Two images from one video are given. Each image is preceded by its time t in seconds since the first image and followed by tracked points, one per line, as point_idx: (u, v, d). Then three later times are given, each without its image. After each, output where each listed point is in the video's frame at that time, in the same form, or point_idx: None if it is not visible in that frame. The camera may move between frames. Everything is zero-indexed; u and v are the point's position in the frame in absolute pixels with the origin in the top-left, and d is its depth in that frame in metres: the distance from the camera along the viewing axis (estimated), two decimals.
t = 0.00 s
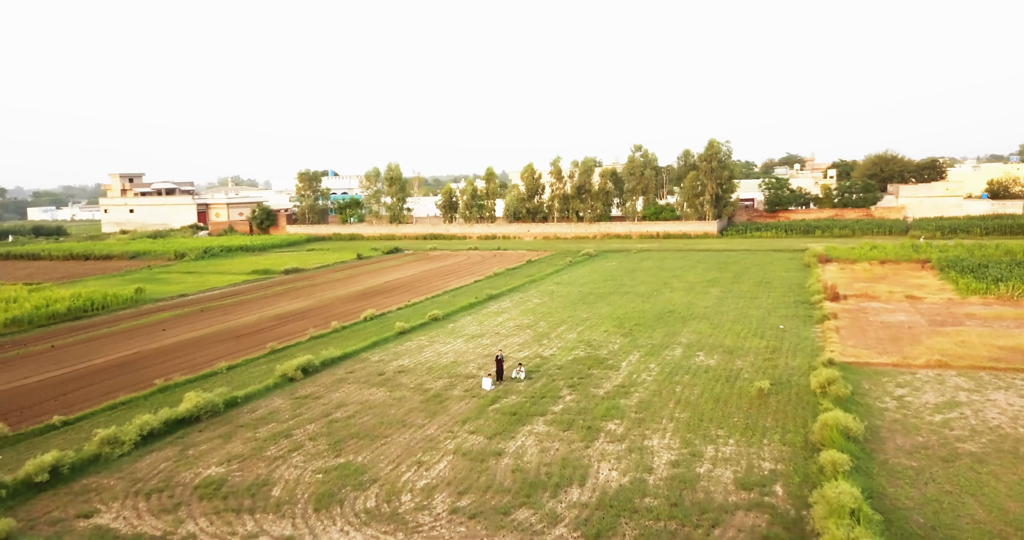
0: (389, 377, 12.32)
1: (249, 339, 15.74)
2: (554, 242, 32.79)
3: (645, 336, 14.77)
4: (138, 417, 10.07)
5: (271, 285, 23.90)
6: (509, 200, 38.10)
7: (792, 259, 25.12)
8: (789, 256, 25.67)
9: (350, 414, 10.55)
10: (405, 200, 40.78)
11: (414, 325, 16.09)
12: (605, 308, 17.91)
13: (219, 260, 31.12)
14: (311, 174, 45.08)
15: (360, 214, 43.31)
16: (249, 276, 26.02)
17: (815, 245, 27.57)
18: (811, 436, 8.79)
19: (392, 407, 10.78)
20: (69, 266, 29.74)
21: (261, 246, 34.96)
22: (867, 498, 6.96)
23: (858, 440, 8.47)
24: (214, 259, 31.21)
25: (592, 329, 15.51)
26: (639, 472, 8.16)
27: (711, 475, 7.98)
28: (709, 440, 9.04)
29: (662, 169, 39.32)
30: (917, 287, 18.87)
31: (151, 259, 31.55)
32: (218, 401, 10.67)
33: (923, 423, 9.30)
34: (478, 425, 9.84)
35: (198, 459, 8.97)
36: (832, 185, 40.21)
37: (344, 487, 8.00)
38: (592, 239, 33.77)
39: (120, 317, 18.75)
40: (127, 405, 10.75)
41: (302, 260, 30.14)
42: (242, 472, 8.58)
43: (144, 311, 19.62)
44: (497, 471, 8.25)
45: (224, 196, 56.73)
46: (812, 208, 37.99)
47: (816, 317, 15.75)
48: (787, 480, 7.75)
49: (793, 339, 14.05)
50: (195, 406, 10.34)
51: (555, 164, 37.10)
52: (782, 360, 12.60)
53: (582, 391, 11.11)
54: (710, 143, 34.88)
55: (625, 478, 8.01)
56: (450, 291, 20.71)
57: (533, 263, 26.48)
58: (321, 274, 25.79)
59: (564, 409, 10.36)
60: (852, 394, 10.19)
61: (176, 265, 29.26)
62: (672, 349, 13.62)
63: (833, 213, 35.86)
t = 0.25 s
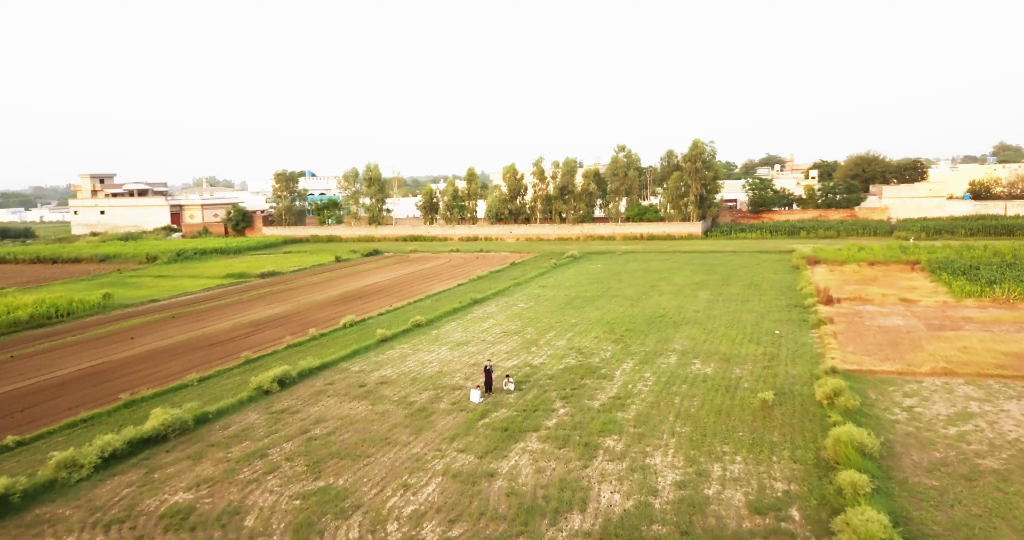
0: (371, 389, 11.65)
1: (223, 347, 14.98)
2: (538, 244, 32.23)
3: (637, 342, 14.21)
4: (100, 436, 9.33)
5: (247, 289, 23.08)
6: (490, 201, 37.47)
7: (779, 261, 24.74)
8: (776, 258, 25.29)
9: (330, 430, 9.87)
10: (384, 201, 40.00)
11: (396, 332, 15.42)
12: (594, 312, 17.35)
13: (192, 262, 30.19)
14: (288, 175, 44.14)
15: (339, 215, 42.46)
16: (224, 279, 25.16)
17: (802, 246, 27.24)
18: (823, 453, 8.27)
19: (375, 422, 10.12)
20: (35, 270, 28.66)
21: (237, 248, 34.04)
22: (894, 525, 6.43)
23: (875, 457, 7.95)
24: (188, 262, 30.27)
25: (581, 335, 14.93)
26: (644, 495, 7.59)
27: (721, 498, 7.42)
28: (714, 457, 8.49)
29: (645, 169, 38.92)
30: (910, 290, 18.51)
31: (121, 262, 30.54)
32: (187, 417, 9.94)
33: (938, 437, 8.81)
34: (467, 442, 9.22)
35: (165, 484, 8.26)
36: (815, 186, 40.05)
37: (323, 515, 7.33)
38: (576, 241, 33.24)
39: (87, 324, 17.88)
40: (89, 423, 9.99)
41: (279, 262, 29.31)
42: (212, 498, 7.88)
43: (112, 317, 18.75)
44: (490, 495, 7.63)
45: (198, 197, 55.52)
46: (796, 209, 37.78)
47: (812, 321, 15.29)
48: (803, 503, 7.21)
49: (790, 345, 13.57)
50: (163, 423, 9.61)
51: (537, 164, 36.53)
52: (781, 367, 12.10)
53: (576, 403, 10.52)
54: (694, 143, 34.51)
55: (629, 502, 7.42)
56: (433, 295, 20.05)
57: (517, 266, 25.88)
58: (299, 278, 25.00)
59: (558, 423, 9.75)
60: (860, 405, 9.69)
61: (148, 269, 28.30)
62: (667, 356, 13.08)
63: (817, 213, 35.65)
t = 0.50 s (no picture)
0: (352, 402, 10.97)
1: (194, 357, 14.20)
2: (521, 246, 31.63)
3: (630, 349, 13.65)
4: (57, 459, 8.57)
5: (221, 293, 22.24)
6: (472, 202, 36.81)
7: (768, 263, 24.33)
8: (765, 260, 24.89)
9: (308, 449, 9.18)
10: (364, 202, 39.20)
11: (378, 340, 14.73)
12: (583, 317, 16.78)
13: (165, 266, 29.23)
14: (265, 175, 43.17)
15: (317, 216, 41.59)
16: (197, 283, 24.28)
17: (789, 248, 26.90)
18: (840, 472, 7.73)
19: (357, 440, 9.45)
20: None
21: (211, 250, 33.09)
22: None
23: (897, 477, 7.42)
24: (160, 266, 29.31)
25: (572, 342, 14.34)
26: (651, 521, 7.00)
27: (736, 525, 6.85)
28: (724, 476, 7.93)
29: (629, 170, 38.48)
30: (904, 293, 18.13)
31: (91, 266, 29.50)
32: (154, 436, 9.20)
33: (957, 452, 8.31)
34: (457, 462, 8.58)
35: (127, 513, 7.54)
36: (799, 187, 39.86)
37: None
38: (560, 242, 32.69)
39: (51, 332, 16.99)
40: (46, 443, 9.23)
41: (254, 266, 28.44)
42: (178, 529, 7.18)
43: (78, 324, 17.87)
44: (485, 524, 7.00)
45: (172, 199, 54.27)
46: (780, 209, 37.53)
47: (809, 326, 14.83)
48: (825, 529, 6.67)
49: (790, 352, 13.07)
50: (127, 444, 8.87)
51: (520, 164, 35.93)
52: (783, 376, 11.58)
53: (571, 417, 9.92)
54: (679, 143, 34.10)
55: (636, 530, 6.83)
56: (416, 299, 19.36)
57: (501, 268, 25.26)
58: (275, 282, 24.19)
59: (553, 440, 9.14)
60: (871, 418, 9.19)
61: (118, 272, 27.32)
62: (662, 365, 12.53)
63: (802, 214, 35.41)
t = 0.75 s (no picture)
0: (333, 417, 10.29)
1: (165, 367, 13.44)
2: (504, 248, 31.02)
3: (624, 357, 13.08)
4: (10, 485, 7.82)
5: (195, 298, 21.39)
6: (454, 203, 36.16)
7: (757, 265, 23.93)
8: (753, 262, 24.49)
9: (286, 471, 8.50)
10: (343, 204, 38.36)
11: (359, 348, 14.04)
12: (572, 323, 16.20)
13: (137, 269, 28.27)
14: (241, 176, 42.15)
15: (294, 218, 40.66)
16: (170, 288, 23.39)
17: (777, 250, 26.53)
18: (861, 493, 7.20)
19: (339, 460, 8.78)
20: None
21: (185, 253, 32.12)
22: None
23: (923, 499, 6.90)
24: (132, 269, 28.33)
25: (562, 349, 13.76)
26: None
27: None
28: (736, 499, 7.36)
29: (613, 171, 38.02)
30: (898, 296, 17.76)
31: (59, 270, 28.45)
32: (117, 458, 8.47)
33: (981, 469, 7.82)
34: (448, 485, 7.95)
35: None
36: (783, 188, 39.65)
37: None
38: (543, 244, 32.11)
39: (13, 341, 16.10)
40: None
41: (230, 269, 27.57)
42: None
43: (42, 333, 16.98)
44: None
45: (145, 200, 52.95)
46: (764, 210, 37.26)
47: (806, 331, 14.36)
48: None
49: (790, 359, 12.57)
50: (87, 468, 8.14)
51: (503, 165, 35.31)
52: (786, 386, 11.07)
53: (568, 433, 9.32)
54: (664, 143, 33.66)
55: None
56: (397, 304, 18.68)
57: (485, 271, 24.62)
58: (252, 286, 23.37)
59: (550, 459, 8.53)
60: (885, 432, 8.68)
61: (87, 277, 26.32)
62: (659, 374, 11.97)
63: (786, 215, 35.14)
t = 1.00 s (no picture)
0: (326, 433, 9.65)
1: (148, 377, 12.76)
2: (500, 250, 30.40)
3: (632, 366, 12.48)
4: None
5: (182, 303, 20.68)
6: (448, 204, 35.51)
7: (759, 268, 23.40)
8: (755, 265, 23.95)
9: (276, 495, 7.86)
10: (335, 205, 37.63)
11: (353, 357, 13.40)
12: (574, 329, 15.60)
13: (123, 272, 27.51)
14: (231, 176, 41.35)
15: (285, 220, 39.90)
16: (156, 292, 22.67)
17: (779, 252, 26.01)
18: (903, 522, 6.63)
19: (333, 482, 8.15)
20: None
21: (173, 256, 31.35)
22: None
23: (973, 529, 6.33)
24: (118, 272, 27.57)
25: (566, 358, 13.16)
26: None
27: None
28: (767, 527, 6.77)
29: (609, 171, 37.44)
30: (909, 300, 17.25)
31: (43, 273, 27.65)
32: (92, 482, 7.82)
33: None
34: (452, 511, 7.32)
35: None
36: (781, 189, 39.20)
37: None
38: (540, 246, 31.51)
39: None
40: None
41: (219, 272, 26.84)
42: None
43: (22, 340, 16.26)
44: None
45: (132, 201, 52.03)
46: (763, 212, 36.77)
47: (819, 338, 13.80)
48: None
49: (806, 368, 12.00)
50: (58, 494, 7.48)
51: (498, 165, 34.69)
52: (806, 398, 10.50)
53: (578, 451, 8.71)
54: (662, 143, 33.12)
55: None
56: (392, 309, 18.03)
57: (481, 274, 23.98)
58: (242, 290, 22.67)
59: (561, 481, 7.92)
60: (920, 450, 8.12)
61: (72, 280, 25.55)
62: (669, 385, 11.38)
63: (786, 217, 34.65)
